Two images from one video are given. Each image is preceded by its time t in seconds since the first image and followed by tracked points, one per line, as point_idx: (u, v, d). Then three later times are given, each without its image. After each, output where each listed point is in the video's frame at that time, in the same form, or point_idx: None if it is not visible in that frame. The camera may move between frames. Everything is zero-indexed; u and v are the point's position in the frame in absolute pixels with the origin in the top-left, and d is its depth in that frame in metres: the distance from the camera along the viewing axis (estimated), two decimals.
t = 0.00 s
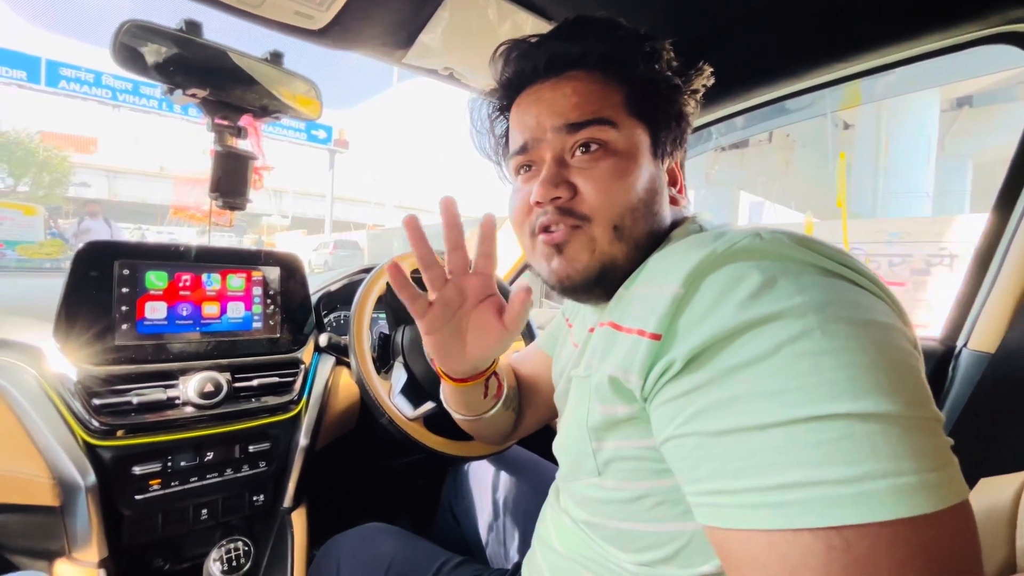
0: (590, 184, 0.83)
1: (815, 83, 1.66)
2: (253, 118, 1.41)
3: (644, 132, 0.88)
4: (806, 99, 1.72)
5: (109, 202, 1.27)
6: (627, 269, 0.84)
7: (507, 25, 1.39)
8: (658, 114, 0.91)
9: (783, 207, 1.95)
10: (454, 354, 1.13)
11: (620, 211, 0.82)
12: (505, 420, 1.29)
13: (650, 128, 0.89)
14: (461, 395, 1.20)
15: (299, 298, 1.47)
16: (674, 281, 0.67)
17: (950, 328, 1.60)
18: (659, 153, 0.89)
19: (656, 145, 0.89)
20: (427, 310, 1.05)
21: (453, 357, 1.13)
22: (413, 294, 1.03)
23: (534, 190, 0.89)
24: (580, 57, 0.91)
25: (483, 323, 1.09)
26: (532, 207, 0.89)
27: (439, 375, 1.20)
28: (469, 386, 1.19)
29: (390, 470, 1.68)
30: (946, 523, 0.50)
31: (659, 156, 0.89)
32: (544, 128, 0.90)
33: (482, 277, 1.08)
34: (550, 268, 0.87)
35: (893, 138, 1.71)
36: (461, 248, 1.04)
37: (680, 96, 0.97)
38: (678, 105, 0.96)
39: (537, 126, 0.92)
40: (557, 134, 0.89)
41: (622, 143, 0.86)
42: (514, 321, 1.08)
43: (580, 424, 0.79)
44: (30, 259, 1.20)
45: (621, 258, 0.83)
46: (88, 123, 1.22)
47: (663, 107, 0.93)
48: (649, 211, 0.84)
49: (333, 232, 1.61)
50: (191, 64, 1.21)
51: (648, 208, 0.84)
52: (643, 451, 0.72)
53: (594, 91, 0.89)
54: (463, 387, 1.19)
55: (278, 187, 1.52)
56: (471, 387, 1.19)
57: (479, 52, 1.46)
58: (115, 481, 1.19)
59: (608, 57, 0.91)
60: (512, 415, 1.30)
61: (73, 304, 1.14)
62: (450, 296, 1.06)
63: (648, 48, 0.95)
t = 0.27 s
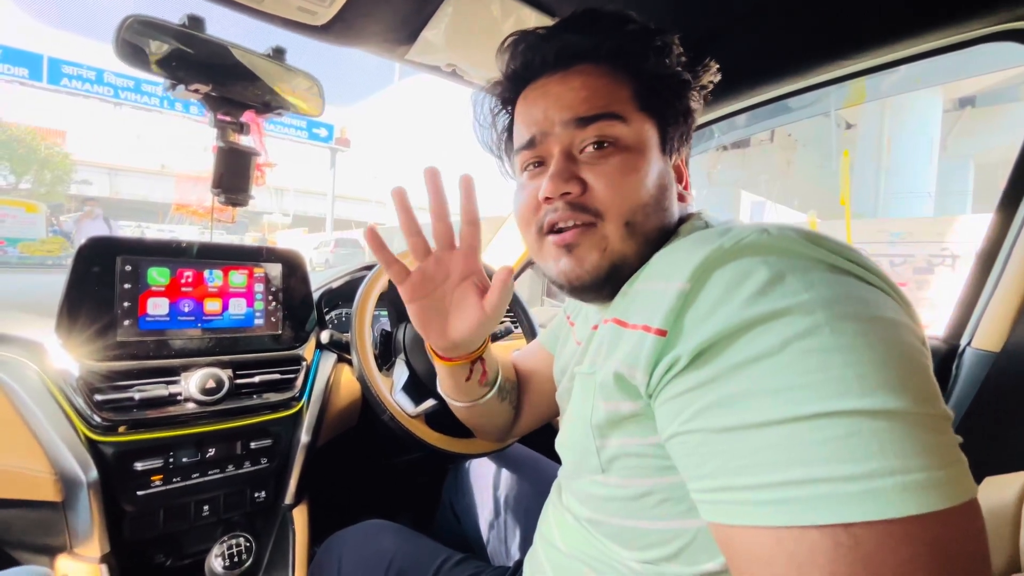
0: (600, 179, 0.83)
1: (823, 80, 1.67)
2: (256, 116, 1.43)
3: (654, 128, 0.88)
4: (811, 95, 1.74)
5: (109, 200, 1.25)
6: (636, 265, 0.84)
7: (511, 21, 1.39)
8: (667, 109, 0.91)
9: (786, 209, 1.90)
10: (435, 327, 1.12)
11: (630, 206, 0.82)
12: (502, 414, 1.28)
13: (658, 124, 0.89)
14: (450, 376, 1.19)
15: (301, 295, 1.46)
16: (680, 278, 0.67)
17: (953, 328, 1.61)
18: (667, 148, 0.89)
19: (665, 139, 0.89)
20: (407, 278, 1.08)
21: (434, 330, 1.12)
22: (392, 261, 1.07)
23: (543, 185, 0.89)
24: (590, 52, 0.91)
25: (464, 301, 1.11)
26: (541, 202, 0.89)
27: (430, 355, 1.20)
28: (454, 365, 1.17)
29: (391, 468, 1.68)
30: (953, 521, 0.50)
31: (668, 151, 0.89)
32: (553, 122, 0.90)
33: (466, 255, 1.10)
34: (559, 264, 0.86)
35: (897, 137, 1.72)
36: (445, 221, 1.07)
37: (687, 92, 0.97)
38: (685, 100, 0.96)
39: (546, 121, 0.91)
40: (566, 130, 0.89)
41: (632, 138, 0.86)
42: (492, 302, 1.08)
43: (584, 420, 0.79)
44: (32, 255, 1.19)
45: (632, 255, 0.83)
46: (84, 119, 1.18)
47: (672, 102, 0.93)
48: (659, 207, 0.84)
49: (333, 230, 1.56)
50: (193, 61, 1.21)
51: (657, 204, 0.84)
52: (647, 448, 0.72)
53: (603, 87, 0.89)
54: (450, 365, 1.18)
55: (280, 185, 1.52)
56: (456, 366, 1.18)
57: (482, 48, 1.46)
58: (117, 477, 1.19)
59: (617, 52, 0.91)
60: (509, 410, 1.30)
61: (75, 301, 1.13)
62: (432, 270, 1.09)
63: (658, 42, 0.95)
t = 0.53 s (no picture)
0: (564, 185, 0.84)
1: (824, 79, 1.67)
2: (256, 113, 1.43)
3: (628, 127, 0.84)
4: (811, 96, 1.73)
5: (110, 200, 1.27)
6: (599, 269, 0.84)
7: (512, 21, 1.39)
8: (661, 102, 0.85)
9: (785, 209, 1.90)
10: (439, 340, 1.12)
11: (594, 213, 0.82)
12: (503, 417, 1.28)
13: (646, 121, 0.84)
14: (451, 383, 1.19)
15: (301, 294, 1.46)
16: (678, 277, 0.66)
17: (954, 329, 1.62)
18: (647, 146, 0.84)
19: (646, 138, 0.84)
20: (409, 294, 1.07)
21: (439, 343, 1.13)
22: (394, 280, 1.06)
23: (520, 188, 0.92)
24: (576, 51, 0.89)
25: (467, 314, 1.11)
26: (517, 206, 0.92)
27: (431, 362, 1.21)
28: (456, 374, 1.17)
29: (391, 467, 1.68)
30: (952, 521, 0.50)
31: (646, 150, 0.84)
32: (530, 124, 0.91)
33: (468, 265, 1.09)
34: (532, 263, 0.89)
35: (897, 138, 1.72)
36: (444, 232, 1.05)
37: (696, 81, 0.90)
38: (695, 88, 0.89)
39: (526, 122, 0.92)
40: (541, 132, 0.89)
41: (604, 142, 0.84)
42: (494, 314, 1.09)
43: (581, 419, 0.79)
44: (33, 254, 1.19)
45: (596, 258, 0.83)
46: (86, 117, 1.18)
47: (670, 92, 0.86)
48: (626, 212, 0.82)
49: (333, 229, 1.60)
50: (194, 60, 1.23)
51: (625, 209, 0.82)
52: (644, 447, 0.72)
53: (581, 89, 0.87)
54: (451, 374, 1.18)
55: (280, 184, 1.52)
56: (458, 375, 1.18)
57: (483, 48, 1.46)
58: (117, 476, 1.19)
59: (609, 48, 0.88)
60: (510, 411, 1.29)
61: (75, 300, 1.13)
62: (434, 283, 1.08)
63: (663, 35, 0.91)
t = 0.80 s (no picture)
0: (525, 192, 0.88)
1: (821, 82, 1.71)
2: (257, 113, 1.42)
3: (568, 140, 0.81)
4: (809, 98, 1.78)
5: (108, 200, 1.26)
6: (552, 264, 0.89)
7: (512, 22, 1.39)
8: (617, 107, 0.76)
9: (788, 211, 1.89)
10: (437, 338, 1.13)
11: (540, 215, 0.85)
12: (502, 416, 1.28)
13: (595, 129, 0.78)
14: (451, 382, 1.19)
15: (300, 294, 1.46)
16: (666, 276, 0.65)
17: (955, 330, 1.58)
18: (585, 162, 0.80)
19: (585, 153, 0.80)
20: (405, 294, 1.07)
21: (437, 341, 1.13)
22: (389, 284, 1.06)
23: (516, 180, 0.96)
24: (543, 41, 0.83)
25: (462, 311, 1.10)
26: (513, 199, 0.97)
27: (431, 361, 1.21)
28: (455, 371, 1.17)
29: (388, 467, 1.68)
30: (945, 523, 0.50)
31: (584, 166, 0.80)
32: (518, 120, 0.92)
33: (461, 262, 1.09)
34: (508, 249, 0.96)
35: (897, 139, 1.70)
36: (434, 232, 1.05)
37: (686, 75, 0.76)
38: (678, 89, 0.76)
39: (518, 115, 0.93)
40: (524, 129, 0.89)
41: (548, 148, 0.84)
42: (489, 310, 1.09)
43: (574, 420, 0.78)
44: (31, 254, 1.22)
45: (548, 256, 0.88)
46: (88, 118, 1.20)
47: (632, 97, 0.75)
48: (567, 225, 0.83)
49: (333, 230, 1.58)
50: (193, 57, 1.21)
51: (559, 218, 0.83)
52: (637, 448, 0.72)
53: (541, 87, 0.85)
54: (450, 371, 1.18)
55: (280, 184, 1.50)
56: (457, 373, 1.18)
57: (483, 49, 1.46)
58: (115, 475, 1.19)
59: (583, 36, 0.79)
60: (509, 410, 1.29)
61: (74, 299, 1.13)
62: (429, 281, 1.08)
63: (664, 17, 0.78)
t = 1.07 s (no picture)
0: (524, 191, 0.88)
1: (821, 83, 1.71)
2: (256, 113, 1.40)
3: (568, 139, 0.81)
4: (811, 99, 1.77)
5: (109, 199, 1.31)
6: (552, 263, 0.89)
7: (512, 22, 1.38)
8: (617, 106, 0.76)
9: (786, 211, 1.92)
10: (436, 339, 1.12)
11: (540, 214, 0.85)
12: (502, 417, 1.28)
13: (595, 129, 0.78)
14: (450, 383, 1.19)
15: (299, 294, 1.46)
16: (668, 277, 0.65)
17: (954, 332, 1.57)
18: (586, 162, 0.80)
19: (585, 152, 0.80)
20: (404, 297, 1.07)
21: (436, 342, 1.12)
22: (389, 286, 1.06)
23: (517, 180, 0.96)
24: (543, 40, 0.83)
25: (461, 313, 1.10)
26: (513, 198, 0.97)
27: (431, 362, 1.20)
28: (453, 372, 1.17)
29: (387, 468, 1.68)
30: (948, 525, 0.49)
31: (584, 166, 0.80)
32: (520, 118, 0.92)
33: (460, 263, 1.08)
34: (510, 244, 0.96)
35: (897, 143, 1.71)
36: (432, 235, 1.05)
37: (686, 74, 0.76)
38: (678, 89, 0.75)
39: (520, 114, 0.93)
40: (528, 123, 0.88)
41: (548, 147, 0.83)
42: (488, 309, 1.10)
43: (575, 421, 0.78)
44: (31, 253, 1.26)
45: (548, 255, 0.88)
46: (88, 118, 1.21)
47: (632, 96, 0.75)
48: (567, 224, 0.83)
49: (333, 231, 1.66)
50: (194, 57, 1.20)
51: (559, 217, 0.83)
52: (638, 449, 0.71)
53: (541, 86, 0.85)
54: (449, 373, 1.17)
55: (279, 185, 1.50)
56: (456, 374, 1.17)
57: (483, 49, 1.46)
58: (113, 475, 1.18)
59: (584, 33, 0.79)
60: (509, 411, 1.29)
61: (73, 299, 1.13)
62: (428, 283, 1.08)
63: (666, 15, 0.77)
